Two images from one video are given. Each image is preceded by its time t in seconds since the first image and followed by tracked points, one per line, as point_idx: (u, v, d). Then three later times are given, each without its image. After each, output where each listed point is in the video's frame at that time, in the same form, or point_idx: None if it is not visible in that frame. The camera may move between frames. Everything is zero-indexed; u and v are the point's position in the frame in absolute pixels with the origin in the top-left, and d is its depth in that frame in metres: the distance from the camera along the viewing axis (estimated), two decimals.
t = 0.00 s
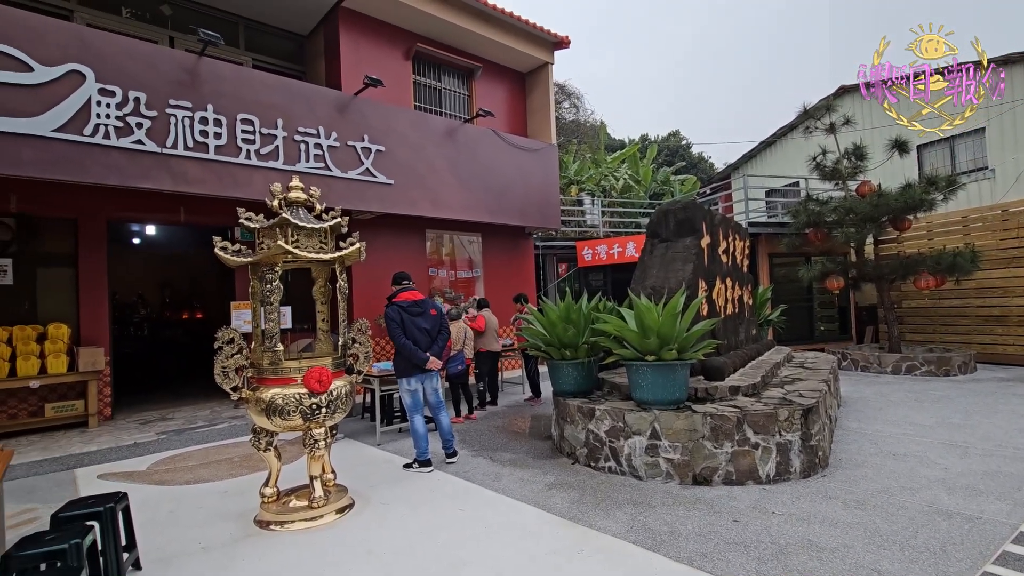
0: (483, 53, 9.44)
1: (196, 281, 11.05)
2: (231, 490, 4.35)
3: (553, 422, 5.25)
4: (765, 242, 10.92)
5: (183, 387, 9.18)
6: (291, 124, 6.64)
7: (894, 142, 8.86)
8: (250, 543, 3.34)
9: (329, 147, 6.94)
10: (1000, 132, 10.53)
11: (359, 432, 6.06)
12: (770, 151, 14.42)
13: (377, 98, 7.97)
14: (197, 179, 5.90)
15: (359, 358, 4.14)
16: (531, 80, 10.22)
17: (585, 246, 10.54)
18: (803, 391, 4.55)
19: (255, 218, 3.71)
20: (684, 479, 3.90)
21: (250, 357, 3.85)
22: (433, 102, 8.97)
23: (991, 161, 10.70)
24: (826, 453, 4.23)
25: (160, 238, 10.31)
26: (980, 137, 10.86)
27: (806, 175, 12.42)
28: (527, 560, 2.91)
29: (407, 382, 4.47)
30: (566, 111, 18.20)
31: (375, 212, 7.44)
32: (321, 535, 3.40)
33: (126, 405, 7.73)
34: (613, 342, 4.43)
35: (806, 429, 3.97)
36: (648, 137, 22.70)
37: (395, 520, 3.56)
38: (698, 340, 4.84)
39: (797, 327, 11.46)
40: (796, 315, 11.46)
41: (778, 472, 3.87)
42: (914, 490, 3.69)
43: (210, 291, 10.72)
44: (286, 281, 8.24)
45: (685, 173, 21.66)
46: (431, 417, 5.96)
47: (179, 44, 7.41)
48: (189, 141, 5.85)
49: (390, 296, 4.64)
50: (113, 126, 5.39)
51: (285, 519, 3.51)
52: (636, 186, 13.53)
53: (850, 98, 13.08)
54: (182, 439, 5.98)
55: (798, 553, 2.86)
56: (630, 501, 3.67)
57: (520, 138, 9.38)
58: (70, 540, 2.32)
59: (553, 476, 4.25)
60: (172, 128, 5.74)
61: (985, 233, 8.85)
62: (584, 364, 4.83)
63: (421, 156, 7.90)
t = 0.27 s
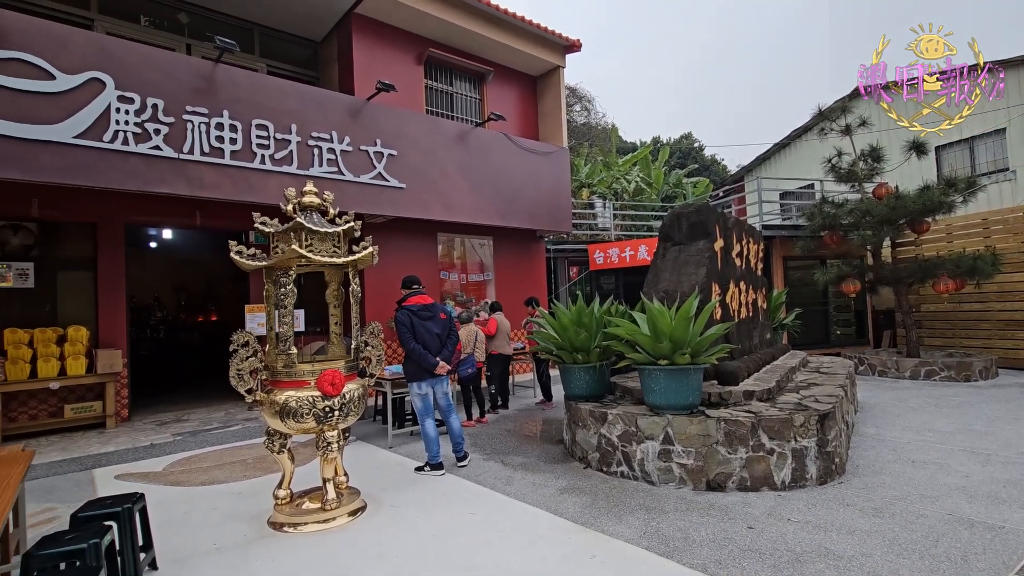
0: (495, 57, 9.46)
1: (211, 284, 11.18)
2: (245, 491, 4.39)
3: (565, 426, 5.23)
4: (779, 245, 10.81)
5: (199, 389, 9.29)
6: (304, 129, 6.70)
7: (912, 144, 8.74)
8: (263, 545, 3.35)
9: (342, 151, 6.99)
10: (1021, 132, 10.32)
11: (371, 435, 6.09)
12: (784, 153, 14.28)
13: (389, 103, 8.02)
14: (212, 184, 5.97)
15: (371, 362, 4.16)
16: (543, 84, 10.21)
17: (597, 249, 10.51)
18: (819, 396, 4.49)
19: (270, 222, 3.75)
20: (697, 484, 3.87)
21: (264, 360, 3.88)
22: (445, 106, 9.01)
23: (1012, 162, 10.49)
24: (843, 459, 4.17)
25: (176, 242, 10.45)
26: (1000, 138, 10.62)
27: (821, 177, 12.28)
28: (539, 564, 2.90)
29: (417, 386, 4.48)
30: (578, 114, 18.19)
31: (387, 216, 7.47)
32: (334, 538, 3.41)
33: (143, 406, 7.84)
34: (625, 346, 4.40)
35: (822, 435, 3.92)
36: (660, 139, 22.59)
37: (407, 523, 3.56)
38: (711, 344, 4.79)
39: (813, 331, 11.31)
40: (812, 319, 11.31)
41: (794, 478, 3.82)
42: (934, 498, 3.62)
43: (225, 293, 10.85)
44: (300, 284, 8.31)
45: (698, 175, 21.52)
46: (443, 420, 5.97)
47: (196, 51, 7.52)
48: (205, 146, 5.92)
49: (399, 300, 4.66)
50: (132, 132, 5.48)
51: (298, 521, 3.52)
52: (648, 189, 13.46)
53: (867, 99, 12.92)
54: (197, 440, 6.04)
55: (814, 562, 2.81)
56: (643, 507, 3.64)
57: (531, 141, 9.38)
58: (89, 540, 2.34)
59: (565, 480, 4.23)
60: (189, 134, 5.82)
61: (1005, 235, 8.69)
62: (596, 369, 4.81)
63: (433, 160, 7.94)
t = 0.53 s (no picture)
0: (506, 61, 9.49)
1: (226, 287, 11.31)
2: (258, 493, 4.42)
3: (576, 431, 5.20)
4: (793, 248, 10.69)
5: (213, 391, 9.38)
6: (318, 134, 6.76)
7: (930, 146, 8.61)
8: (276, 547, 3.37)
9: (355, 156, 7.04)
10: None
11: (383, 438, 6.11)
12: (798, 156, 14.15)
13: (401, 108, 8.07)
14: (228, 189, 6.04)
15: (383, 365, 4.17)
16: (554, 88, 10.21)
17: (608, 253, 10.47)
18: (835, 402, 4.42)
19: (284, 227, 3.78)
20: (711, 491, 3.83)
21: (278, 362, 3.90)
22: (456, 110, 9.04)
23: None
24: (859, 466, 4.10)
25: (192, 246, 10.59)
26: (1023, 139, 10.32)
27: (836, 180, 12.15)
28: (551, 570, 2.88)
29: (429, 390, 4.48)
30: (588, 117, 18.18)
31: (399, 220, 7.51)
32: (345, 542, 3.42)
33: (159, 408, 7.93)
34: (637, 350, 4.37)
35: (838, 442, 3.86)
36: (672, 142, 22.49)
37: (418, 527, 3.56)
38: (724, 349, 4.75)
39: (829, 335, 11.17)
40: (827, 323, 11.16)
41: (809, 485, 3.77)
42: (954, 507, 3.54)
43: (239, 297, 10.96)
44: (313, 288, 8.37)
45: (710, 178, 21.40)
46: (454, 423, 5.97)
47: (212, 58, 7.62)
48: (220, 152, 6.00)
49: (410, 304, 4.66)
50: (150, 138, 5.57)
51: (311, 524, 3.54)
52: (660, 192, 13.37)
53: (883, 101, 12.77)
54: (212, 442, 6.10)
55: (831, 571, 2.77)
56: (655, 513, 3.61)
57: (543, 145, 9.38)
58: (107, 540, 2.37)
59: (576, 485, 4.21)
60: (205, 139, 5.90)
61: None
62: (607, 373, 4.78)
63: (445, 164, 7.97)
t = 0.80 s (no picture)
0: (517, 65, 9.51)
1: (239, 290, 11.43)
2: (271, 495, 4.45)
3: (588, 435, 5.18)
4: (808, 251, 10.57)
5: (227, 393, 9.47)
6: (331, 139, 6.82)
7: (948, 147, 8.49)
8: (289, 549, 3.39)
9: (367, 160, 7.09)
10: None
11: (394, 441, 6.13)
12: (812, 158, 14.01)
13: (413, 112, 8.12)
14: (242, 194, 6.11)
15: (395, 368, 4.18)
16: (565, 92, 10.21)
17: (619, 256, 10.44)
18: (851, 407, 4.36)
19: (297, 230, 3.81)
20: (724, 497, 3.79)
21: (291, 365, 3.93)
22: (468, 115, 9.08)
23: None
24: (876, 473, 4.04)
25: (207, 249, 10.72)
26: None
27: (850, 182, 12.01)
28: None
29: (442, 393, 4.50)
30: (599, 120, 18.16)
31: (410, 224, 7.54)
32: (357, 544, 3.42)
33: (174, 410, 8.03)
34: (649, 354, 4.35)
35: (854, 448, 3.80)
36: (683, 144, 22.40)
37: (429, 530, 3.56)
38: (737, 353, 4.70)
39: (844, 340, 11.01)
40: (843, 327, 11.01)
41: (825, 492, 3.71)
42: (974, 515, 3.47)
43: (253, 300, 11.07)
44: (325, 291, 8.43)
45: (723, 181, 21.27)
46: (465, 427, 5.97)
47: (227, 65, 7.72)
48: (235, 157, 6.07)
49: (422, 307, 4.66)
50: (167, 144, 5.65)
51: (323, 526, 3.55)
52: (672, 196, 13.27)
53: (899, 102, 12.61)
54: (225, 444, 6.16)
55: None
56: (667, 519, 3.58)
57: (554, 149, 9.38)
58: (124, 540, 2.39)
59: (588, 490, 4.19)
60: (220, 145, 5.97)
61: None
62: (619, 377, 4.75)
63: (456, 168, 7.99)
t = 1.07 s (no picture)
0: (528, 69, 9.53)
1: (252, 294, 11.54)
2: (284, 497, 4.48)
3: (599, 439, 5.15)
4: (821, 254, 10.46)
5: (240, 396, 9.56)
6: (343, 144, 6.87)
7: (965, 149, 8.36)
8: (301, 551, 3.40)
9: (379, 165, 7.14)
10: None
11: (405, 444, 6.14)
12: (827, 160, 13.86)
13: (424, 117, 8.16)
14: (256, 198, 6.18)
15: (406, 371, 4.19)
16: (576, 95, 10.21)
17: (630, 259, 10.40)
18: (867, 413, 4.30)
19: (310, 234, 3.84)
20: (737, 503, 3.75)
21: (304, 368, 3.96)
22: (479, 119, 9.11)
23: None
24: (893, 480, 3.98)
25: (221, 253, 10.85)
26: None
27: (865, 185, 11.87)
28: None
29: (455, 396, 4.51)
30: (610, 123, 18.15)
31: (422, 227, 7.58)
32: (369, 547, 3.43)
33: (189, 411, 8.12)
34: (661, 358, 4.32)
35: (871, 454, 3.74)
36: (695, 147, 22.30)
37: (440, 534, 3.56)
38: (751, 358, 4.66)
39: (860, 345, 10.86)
40: (858, 331, 10.86)
41: (841, 499, 3.66)
42: (995, 524, 3.41)
43: (266, 303, 11.17)
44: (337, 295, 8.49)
45: (735, 183, 21.13)
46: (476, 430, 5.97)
47: (241, 71, 7.82)
48: (250, 162, 6.14)
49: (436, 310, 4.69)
50: (183, 149, 5.73)
51: (335, 528, 3.56)
52: (683, 199, 13.22)
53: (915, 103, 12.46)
54: (239, 445, 6.21)
55: None
56: (680, 524, 3.55)
57: (564, 152, 9.37)
58: (140, 540, 2.42)
59: (599, 495, 4.17)
60: (235, 150, 6.04)
61: None
62: (630, 381, 4.73)
63: (467, 172, 8.02)
